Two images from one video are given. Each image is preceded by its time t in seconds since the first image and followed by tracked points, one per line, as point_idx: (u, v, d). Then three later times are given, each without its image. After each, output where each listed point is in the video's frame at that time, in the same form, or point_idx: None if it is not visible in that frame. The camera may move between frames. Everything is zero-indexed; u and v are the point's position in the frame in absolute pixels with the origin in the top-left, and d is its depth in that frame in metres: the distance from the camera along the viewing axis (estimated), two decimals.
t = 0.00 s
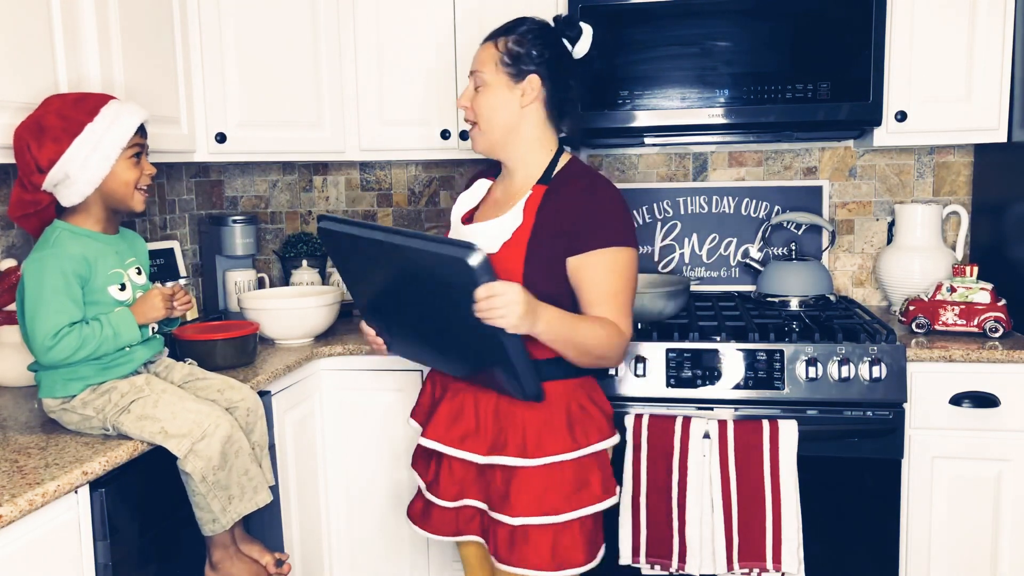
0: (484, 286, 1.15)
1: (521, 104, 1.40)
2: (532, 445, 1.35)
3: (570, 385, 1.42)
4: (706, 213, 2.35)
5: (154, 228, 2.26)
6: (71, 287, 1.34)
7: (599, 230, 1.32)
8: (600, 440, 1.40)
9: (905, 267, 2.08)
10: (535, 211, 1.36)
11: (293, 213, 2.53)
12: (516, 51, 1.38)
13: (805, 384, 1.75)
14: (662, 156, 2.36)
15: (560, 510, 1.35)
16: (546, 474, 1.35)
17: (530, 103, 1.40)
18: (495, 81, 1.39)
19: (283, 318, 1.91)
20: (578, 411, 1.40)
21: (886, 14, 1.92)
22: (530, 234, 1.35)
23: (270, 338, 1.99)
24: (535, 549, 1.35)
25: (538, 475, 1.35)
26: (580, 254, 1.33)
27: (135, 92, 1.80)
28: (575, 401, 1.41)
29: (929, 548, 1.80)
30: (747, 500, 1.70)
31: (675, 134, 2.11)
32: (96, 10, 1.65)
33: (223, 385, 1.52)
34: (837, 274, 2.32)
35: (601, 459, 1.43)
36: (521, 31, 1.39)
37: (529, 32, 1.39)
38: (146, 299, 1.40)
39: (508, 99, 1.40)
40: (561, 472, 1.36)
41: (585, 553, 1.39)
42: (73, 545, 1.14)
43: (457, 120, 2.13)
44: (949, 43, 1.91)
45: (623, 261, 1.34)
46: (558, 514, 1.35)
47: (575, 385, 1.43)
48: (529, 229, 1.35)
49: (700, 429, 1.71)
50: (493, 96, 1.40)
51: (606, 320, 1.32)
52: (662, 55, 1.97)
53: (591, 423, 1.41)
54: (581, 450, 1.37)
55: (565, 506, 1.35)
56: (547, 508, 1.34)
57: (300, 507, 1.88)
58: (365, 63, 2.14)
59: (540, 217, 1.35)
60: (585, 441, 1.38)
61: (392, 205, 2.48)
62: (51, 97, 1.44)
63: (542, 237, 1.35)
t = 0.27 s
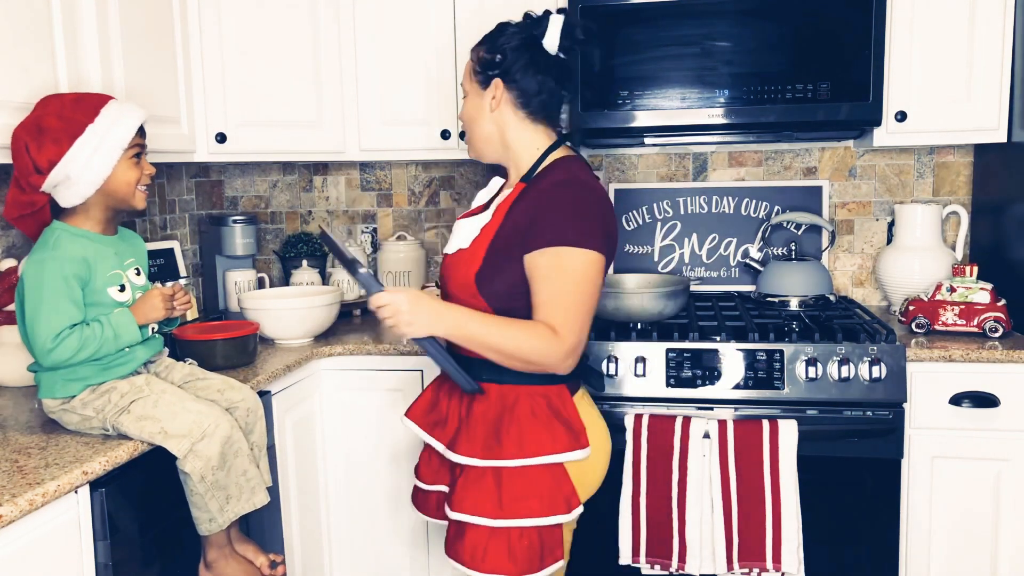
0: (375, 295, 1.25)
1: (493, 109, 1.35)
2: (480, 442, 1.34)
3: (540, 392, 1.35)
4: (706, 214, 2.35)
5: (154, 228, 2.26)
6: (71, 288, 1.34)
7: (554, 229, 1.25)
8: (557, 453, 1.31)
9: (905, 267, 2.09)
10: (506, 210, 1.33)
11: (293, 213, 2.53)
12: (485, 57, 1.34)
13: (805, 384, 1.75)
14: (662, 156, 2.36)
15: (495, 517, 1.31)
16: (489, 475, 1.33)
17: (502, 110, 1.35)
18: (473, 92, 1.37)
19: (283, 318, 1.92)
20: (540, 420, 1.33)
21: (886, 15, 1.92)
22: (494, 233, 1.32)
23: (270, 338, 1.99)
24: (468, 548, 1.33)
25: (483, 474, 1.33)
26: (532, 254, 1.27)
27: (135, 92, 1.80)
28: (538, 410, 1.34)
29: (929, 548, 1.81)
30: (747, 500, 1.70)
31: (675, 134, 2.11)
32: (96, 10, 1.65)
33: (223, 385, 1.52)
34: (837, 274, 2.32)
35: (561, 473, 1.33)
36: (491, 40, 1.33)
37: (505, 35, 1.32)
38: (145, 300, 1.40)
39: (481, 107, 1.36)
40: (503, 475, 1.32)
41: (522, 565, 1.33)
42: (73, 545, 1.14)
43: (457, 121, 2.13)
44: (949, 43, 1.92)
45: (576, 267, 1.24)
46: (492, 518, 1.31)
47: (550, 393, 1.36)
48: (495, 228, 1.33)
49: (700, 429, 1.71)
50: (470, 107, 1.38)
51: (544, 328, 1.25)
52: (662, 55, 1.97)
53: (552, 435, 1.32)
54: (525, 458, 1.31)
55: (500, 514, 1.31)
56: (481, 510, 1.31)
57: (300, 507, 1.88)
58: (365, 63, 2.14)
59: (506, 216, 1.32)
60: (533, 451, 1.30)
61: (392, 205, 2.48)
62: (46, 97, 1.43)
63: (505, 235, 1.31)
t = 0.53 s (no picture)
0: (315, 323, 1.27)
1: (467, 126, 1.31)
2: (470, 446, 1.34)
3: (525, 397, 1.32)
4: (706, 214, 2.35)
5: (154, 228, 2.26)
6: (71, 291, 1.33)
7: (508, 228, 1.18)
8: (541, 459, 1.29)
9: (905, 267, 2.08)
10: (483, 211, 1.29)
11: (293, 213, 2.53)
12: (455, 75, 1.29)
13: (805, 384, 1.75)
14: (662, 156, 2.36)
15: (483, 522, 1.30)
16: (478, 480, 1.33)
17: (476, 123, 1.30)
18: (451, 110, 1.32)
19: (283, 318, 1.92)
20: (524, 425, 1.31)
21: (885, 15, 1.92)
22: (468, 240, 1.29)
23: (270, 338, 1.99)
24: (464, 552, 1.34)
25: (474, 479, 1.33)
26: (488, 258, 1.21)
27: (135, 93, 1.80)
28: (523, 416, 1.32)
29: (929, 548, 1.81)
30: (747, 500, 1.70)
31: (675, 134, 2.11)
32: (96, 10, 1.65)
33: (223, 385, 1.52)
34: (837, 274, 2.32)
35: (548, 478, 1.31)
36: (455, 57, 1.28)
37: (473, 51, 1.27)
38: (146, 303, 1.41)
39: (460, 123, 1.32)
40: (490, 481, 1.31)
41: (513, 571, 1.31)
42: (73, 545, 1.14)
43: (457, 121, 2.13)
44: (949, 43, 1.92)
45: (522, 274, 1.16)
46: (481, 523, 1.30)
47: (536, 398, 1.32)
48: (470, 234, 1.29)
49: (700, 429, 1.71)
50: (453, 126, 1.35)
51: (484, 336, 1.19)
52: (662, 55, 1.97)
53: (537, 440, 1.30)
54: (509, 463, 1.29)
55: (488, 520, 1.30)
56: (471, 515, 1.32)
57: (300, 508, 1.88)
58: (364, 63, 2.14)
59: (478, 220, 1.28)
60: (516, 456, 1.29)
61: (392, 205, 2.48)
62: (41, 98, 1.42)
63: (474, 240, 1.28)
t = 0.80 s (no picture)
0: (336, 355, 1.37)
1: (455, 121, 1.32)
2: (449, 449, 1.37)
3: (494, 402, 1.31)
4: (706, 214, 2.35)
5: (154, 228, 2.26)
6: (73, 291, 1.33)
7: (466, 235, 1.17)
8: (504, 465, 1.28)
9: (905, 267, 2.08)
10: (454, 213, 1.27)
11: (293, 213, 2.53)
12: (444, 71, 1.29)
13: (805, 384, 1.75)
14: (662, 156, 2.36)
15: (459, 524, 1.33)
16: (456, 481, 1.35)
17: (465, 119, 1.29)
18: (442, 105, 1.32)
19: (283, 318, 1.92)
20: (491, 430, 1.31)
21: (886, 15, 1.92)
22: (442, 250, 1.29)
23: (271, 338, 1.99)
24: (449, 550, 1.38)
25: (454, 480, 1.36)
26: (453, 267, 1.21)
27: (135, 94, 1.80)
28: (491, 421, 1.31)
29: (928, 549, 1.81)
30: (747, 501, 1.70)
31: (675, 134, 2.11)
32: (96, 10, 1.65)
33: (223, 385, 1.52)
34: (837, 274, 2.32)
35: (516, 483, 1.30)
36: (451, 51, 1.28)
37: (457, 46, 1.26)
38: (145, 302, 1.41)
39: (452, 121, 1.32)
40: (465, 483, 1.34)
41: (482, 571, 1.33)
42: (73, 545, 1.15)
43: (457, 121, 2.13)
44: (949, 43, 1.91)
45: (492, 280, 1.15)
46: (457, 525, 1.34)
47: (503, 404, 1.31)
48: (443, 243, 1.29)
49: (700, 429, 1.71)
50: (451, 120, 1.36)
51: (461, 343, 1.18)
52: (662, 55, 1.97)
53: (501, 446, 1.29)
54: (475, 467, 1.30)
55: (463, 521, 1.33)
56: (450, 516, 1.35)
57: (300, 508, 1.88)
58: (364, 63, 2.14)
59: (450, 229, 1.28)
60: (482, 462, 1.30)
61: (392, 204, 2.48)
62: (39, 97, 1.41)
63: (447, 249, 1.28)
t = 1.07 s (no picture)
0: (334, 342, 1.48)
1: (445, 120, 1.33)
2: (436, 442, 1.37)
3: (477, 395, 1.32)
4: (706, 214, 2.35)
5: (154, 228, 2.25)
6: (72, 292, 1.33)
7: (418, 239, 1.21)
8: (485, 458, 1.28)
9: (905, 267, 2.08)
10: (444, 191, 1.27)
11: (293, 213, 2.53)
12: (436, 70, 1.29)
13: (805, 384, 1.75)
14: (662, 156, 2.35)
15: (446, 516, 1.34)
16: (443, 475, 1.37)
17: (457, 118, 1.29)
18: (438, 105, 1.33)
19: (283, 318, 1.92)
20: (473, 424, 1.31)
21: (886, 15, 1.92)
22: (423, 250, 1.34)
23: (270, 338, 1.99)
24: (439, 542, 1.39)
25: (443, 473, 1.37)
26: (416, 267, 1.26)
27: (135, 94, 1.79)
28: (472, 415, 1.32)
29: (929, 549, 1.80)
30: (747, 501, 1.70)
31: (675, 134, 2.11)
32: (95, 10, 1.64)
33: (223, 385, 1.51)
34: (837, 274, 2.32)
35: (498, 477, 1.30)
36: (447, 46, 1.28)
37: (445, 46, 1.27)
38: (143, 302, 1.40)
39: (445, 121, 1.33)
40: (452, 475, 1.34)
41: (468, 565, 1.33)
42: (73, 545, 1.14)
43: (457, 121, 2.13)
44: (950, 43, 1.91)
45: (430, 280, 1.20)
46: (444, 517, 1.34)
47: (485, 398, 1.31)
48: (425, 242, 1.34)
49: (700, 429, 1.71)
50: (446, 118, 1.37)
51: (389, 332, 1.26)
52: (662, 55, 1.97)
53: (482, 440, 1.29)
54: (459, 460, 1.31)
55: (450, 513, 1.34)
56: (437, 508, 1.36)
57: (300, 508, 1.88)
58: (364, 62, 2.13)
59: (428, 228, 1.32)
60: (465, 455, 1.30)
61: (391, 204, 2.48)
62: (36, 95, 1.40)
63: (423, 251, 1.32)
